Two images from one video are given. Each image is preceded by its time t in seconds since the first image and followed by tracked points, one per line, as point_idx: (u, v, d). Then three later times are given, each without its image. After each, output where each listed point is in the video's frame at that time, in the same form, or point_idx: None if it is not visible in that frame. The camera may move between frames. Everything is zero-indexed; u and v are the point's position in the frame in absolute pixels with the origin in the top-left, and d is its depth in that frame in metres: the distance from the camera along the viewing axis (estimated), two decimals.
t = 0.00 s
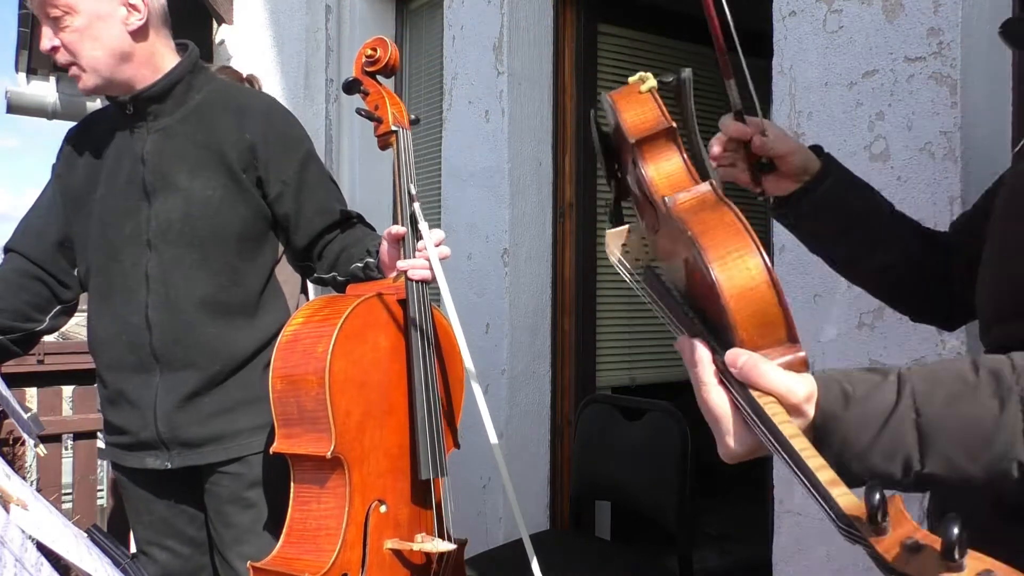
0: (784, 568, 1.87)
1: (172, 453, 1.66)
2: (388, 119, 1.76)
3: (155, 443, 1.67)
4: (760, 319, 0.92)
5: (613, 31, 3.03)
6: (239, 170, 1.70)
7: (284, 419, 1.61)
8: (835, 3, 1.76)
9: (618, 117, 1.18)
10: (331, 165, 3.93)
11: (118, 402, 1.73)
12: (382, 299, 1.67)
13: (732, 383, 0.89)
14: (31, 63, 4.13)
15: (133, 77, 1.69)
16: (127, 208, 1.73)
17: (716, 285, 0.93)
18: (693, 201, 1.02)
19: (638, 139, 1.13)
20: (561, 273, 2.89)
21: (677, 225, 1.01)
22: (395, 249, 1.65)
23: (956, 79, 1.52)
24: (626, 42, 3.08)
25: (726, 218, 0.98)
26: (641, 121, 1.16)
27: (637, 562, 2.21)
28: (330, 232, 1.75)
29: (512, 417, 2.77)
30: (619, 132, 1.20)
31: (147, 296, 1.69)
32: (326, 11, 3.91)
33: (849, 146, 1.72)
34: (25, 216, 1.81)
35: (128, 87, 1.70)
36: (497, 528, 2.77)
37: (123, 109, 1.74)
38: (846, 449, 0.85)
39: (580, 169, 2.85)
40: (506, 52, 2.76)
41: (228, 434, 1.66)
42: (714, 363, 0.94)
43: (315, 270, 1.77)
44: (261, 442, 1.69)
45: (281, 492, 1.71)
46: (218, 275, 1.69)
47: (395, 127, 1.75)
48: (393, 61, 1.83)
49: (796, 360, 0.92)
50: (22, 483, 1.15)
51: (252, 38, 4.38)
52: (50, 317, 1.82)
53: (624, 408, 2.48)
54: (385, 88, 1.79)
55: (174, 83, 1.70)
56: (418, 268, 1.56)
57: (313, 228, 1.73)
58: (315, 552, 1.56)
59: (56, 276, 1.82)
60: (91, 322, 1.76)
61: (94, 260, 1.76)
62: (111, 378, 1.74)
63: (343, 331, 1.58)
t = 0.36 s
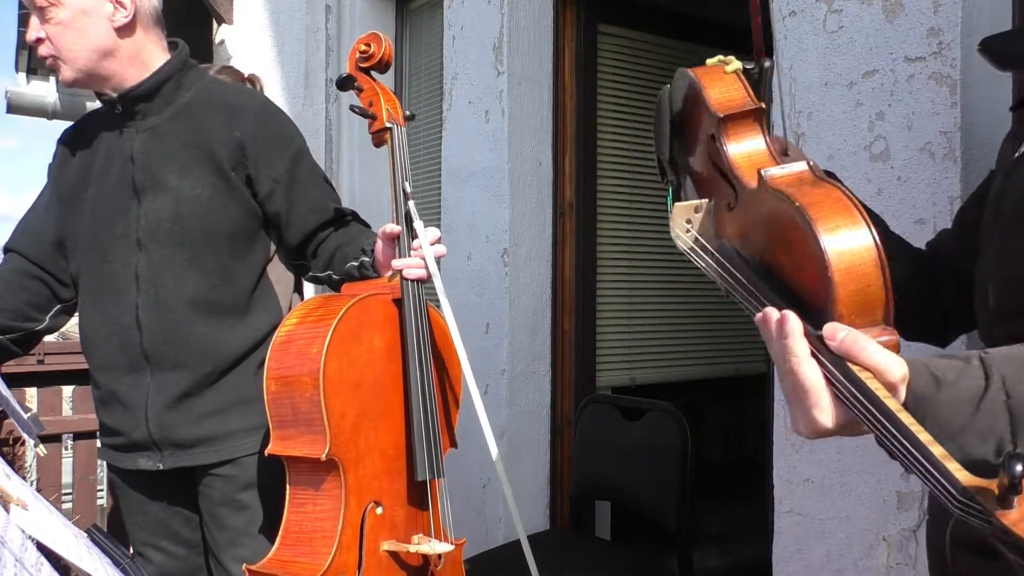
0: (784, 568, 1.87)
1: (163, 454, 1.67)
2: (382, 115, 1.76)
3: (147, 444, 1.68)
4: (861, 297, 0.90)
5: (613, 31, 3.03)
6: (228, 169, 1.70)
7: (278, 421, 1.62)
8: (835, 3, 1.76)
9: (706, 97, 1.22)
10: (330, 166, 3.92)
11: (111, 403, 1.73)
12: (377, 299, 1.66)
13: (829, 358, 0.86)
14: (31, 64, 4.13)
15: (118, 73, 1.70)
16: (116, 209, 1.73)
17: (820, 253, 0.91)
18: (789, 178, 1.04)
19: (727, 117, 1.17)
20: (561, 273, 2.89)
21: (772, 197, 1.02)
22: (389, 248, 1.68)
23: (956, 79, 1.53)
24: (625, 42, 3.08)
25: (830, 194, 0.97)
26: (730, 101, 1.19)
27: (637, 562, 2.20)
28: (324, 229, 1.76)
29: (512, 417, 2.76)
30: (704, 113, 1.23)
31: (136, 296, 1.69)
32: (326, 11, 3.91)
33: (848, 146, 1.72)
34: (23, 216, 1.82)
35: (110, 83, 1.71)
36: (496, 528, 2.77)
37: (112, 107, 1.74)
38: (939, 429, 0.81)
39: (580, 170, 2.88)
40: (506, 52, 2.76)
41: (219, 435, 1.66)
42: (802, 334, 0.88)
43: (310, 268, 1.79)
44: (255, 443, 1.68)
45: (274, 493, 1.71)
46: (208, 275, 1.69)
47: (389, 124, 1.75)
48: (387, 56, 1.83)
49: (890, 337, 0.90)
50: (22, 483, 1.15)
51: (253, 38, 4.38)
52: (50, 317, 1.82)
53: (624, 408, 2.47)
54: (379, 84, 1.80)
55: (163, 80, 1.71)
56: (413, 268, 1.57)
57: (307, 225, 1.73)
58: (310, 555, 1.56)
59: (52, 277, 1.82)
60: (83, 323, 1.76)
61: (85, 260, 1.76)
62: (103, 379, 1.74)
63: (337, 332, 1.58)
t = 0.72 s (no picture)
0: (784, 568, 1.87)
1: (154, 455, 1.67)
2: (377, 113, 1.76)
3: (138, 445, 1.68)
4: (932, 280, 0.92)
5: (613, 31, 3.02)
6: (218, 168, 1.69)
7: (274, 422, 1.62)
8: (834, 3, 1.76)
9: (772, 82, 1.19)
10: (330, 165, 3.92)
11: (103, 403, 1.73)
12: (373, 298, 1.66)
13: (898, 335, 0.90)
14: (31, 64, 4.13)
15: (109, 69, 1.70)
16: (106, 208, 1.73)
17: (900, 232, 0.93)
18: (863, 162, 1.05)
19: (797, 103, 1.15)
20: (561, 273, 2.89)
21: (847, 179, 1.02)
22: (385, 248, 1.67)
23: (955, 79, 1.52)
24: (625, 41, 3.08)
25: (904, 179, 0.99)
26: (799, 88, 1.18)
27: (637, 562, 2.20)
28: (319, 229, 1.76)
29: (511, 417, 2.76)
30: (767, 97, 1.21)
31: (127, 295, 1.69)
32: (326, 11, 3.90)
33: (848, 146, 1.72)
34: (20, 216, 1.82)
35: (103, 79, 1.72)
36: (496, 528, 2.77)
37: (103, 105, 1.74)
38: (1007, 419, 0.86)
39: (581, 170, 2.88)
40: (506, 52, 2.76)
41: (210, 437, 1.66)
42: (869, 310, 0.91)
43: (306, 268, 1.79)
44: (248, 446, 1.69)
45: (268, 493, 1.71)
46: (199, 276, 1.69)
47: (384, 122, 1.75)
48: (381, 52, 1.82)
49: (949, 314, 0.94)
50: (22, 483, 1.15)
51: (252, 37, 4.38)
52: (47, 316, 1.82)
53: (624, 409, 2.47)
54: (373, 82, 1.80)
55: (154, 78, 1.71)
56: (409, 267, 1.58)
57: (301, 225, 1.73)
58: (307, 556, 1.56)
59: (53, 275, 1.82)
60: (74, 323, 1.76)
61: (74, 260, 1.76)
62: (95, 379, 1.74)
63: (332, 333, 1.58)
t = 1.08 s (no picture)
0: (784, 568, 1.87)
1: (149, 454, 1.66)
2: (372, 112, 1.76)
3: (134, 444, 1.68)
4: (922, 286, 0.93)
5: (613, 31, 3.02)
6: (214, 166, 1.69)
7: (270, 422, 1.62)
8: (835, 3, 1.76)
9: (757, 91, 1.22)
10: (330, 165, 3.91)
11: (100, 402, 1.73)
12: (368, 298, 1.66)
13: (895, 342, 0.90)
14: (31, 64, 4.13)
15: (108, 66, 1.70)
16: (103, 206, 1.73)
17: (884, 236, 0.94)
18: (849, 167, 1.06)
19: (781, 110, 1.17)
20: (561, 273, 2.89)
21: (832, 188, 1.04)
22: (381, 246, 1.67)
23: (955, 79, 1.52)
24: (626, 42, 3.08)
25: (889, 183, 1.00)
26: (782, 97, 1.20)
27: (637, 562, 2.20)
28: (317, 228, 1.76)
29: (511, 418, 2.76)
30: (752, 104, 1.24)
31: (123, 294, 1.69)
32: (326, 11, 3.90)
33: (848, 147, 1.72)
34: (20, 215, 1.83)
35: (102, 76, 1.72)
36: (496, 528, 2.77)
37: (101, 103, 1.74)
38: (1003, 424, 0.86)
39: (581, 170, 2.88)
40: (506, 52, 2.76)
41: (206, 437, 1.66)
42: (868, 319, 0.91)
43: (303, 267, 1.79)
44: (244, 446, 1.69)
45: (265, 493, 1.71)
46: (195, 275, 1.69)
47: (379, 121, 1.75)
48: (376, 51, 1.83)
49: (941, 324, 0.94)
50: (22, 483, 1.15)
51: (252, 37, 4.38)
52: (47, 315, 1.82)
53: (624, 409, 2.47)
54: (369, 80, 1.80)
55: (152, 76, 1.70)
56: (404, 266, 1.57)
57: (298, 224, 1.73)
58: (304, 557, 1.56)
59: (53, 274, 1.82)
60: (71, 321, 1.76)
61: (71, 258, 1.76)
62: (91, 378, 1.74)
63: (327, 333, 1.58)
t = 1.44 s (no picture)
0: (784, 568, 1.87)
1: (145, 455, 1.66)
2: (369, 110, 1.76)
3: (129, 444, 1.68)
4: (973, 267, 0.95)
5: (612, 31, 3.02)
6: (209, 165, 1.69)
7: (268, 423, 1.62)
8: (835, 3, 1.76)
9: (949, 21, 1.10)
10: (329, 165, 3.91)
11: (96, 402, 1.73)
12: (367, 298, 1.66)
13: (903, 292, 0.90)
14: (31, 64, 4.13)
15: (98, 67, 1.70)
16: (99, 206, 1.73)
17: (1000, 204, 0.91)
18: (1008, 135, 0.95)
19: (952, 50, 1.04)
20: (561, 273, 2.89)
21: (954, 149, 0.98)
22: (378, 246, 1.67)
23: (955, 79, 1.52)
24: (625, 42, 3.08)
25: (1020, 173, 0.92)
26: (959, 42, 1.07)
27: (636, 562, 2.20)
28: (314, 227, 1.76)
29: (512, 418, 2.76)
30: None
31: (118, 293, 1.69)
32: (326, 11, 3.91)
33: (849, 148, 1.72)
34: (18, 216, 1.83)
35: (94, 77, 1.72)
36: (496, 528, 2.77)
37: (95, 102, 1.75)
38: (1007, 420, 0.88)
39: (581, 170, 2.88)
40: (506, 52, 2.76)
41: (202, 438, 1.66)
42: (890, 257, 0.90)
43: (300, 267, 1.78)
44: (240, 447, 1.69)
45: (261, 494, 1.71)
46: (190, 274, 1.69)
47: (376, 119, 1.75)
48: (373, 49, 1.84)
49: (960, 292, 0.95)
50: (22, 483, 1.15)
51: (253, 37, 4.38)
52: (47, 316, 1.82)
53: (625, 409, 2.47)
54: (365, 78, 1.80)
55: (145, 75, 1.71)
56: (403, 266, 1.57)
57: (295, 223, 1.73)
58: (302, 558, 1.57)
59: (52, 275, 1.82)
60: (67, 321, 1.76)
61: (67, 257, 1.76)
62: (87, 378, 1.74)
63: (325, 334, 1.58)
